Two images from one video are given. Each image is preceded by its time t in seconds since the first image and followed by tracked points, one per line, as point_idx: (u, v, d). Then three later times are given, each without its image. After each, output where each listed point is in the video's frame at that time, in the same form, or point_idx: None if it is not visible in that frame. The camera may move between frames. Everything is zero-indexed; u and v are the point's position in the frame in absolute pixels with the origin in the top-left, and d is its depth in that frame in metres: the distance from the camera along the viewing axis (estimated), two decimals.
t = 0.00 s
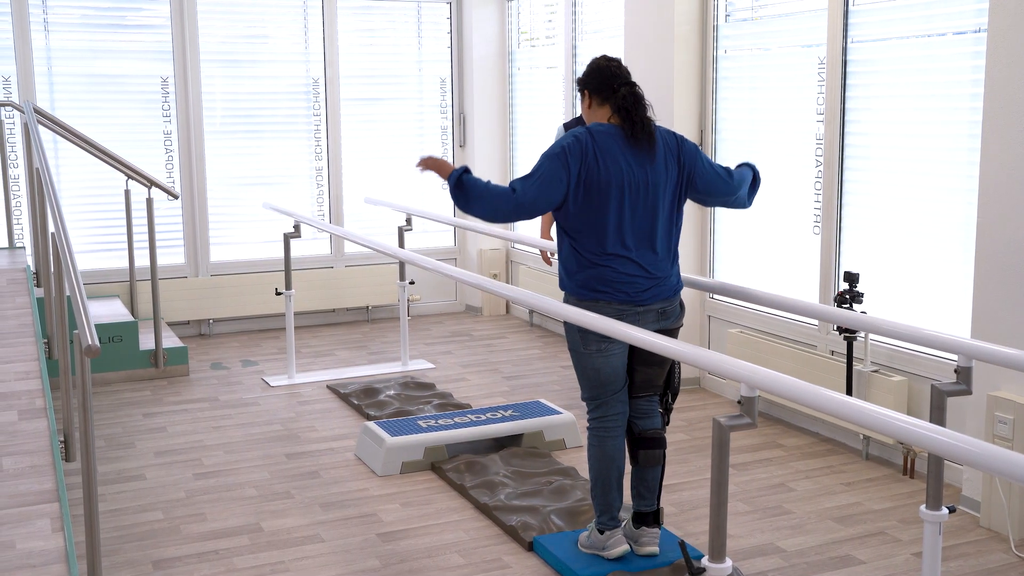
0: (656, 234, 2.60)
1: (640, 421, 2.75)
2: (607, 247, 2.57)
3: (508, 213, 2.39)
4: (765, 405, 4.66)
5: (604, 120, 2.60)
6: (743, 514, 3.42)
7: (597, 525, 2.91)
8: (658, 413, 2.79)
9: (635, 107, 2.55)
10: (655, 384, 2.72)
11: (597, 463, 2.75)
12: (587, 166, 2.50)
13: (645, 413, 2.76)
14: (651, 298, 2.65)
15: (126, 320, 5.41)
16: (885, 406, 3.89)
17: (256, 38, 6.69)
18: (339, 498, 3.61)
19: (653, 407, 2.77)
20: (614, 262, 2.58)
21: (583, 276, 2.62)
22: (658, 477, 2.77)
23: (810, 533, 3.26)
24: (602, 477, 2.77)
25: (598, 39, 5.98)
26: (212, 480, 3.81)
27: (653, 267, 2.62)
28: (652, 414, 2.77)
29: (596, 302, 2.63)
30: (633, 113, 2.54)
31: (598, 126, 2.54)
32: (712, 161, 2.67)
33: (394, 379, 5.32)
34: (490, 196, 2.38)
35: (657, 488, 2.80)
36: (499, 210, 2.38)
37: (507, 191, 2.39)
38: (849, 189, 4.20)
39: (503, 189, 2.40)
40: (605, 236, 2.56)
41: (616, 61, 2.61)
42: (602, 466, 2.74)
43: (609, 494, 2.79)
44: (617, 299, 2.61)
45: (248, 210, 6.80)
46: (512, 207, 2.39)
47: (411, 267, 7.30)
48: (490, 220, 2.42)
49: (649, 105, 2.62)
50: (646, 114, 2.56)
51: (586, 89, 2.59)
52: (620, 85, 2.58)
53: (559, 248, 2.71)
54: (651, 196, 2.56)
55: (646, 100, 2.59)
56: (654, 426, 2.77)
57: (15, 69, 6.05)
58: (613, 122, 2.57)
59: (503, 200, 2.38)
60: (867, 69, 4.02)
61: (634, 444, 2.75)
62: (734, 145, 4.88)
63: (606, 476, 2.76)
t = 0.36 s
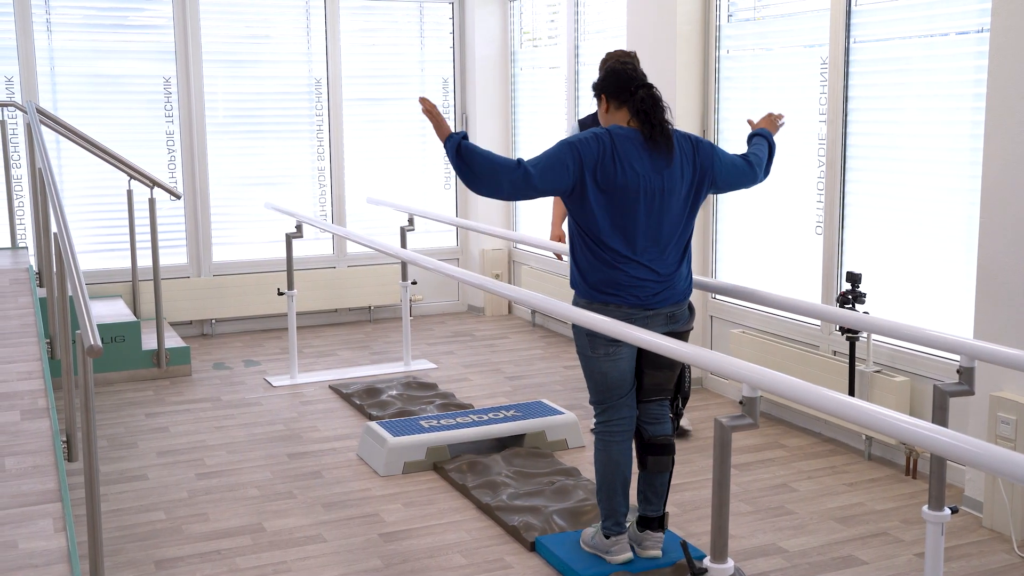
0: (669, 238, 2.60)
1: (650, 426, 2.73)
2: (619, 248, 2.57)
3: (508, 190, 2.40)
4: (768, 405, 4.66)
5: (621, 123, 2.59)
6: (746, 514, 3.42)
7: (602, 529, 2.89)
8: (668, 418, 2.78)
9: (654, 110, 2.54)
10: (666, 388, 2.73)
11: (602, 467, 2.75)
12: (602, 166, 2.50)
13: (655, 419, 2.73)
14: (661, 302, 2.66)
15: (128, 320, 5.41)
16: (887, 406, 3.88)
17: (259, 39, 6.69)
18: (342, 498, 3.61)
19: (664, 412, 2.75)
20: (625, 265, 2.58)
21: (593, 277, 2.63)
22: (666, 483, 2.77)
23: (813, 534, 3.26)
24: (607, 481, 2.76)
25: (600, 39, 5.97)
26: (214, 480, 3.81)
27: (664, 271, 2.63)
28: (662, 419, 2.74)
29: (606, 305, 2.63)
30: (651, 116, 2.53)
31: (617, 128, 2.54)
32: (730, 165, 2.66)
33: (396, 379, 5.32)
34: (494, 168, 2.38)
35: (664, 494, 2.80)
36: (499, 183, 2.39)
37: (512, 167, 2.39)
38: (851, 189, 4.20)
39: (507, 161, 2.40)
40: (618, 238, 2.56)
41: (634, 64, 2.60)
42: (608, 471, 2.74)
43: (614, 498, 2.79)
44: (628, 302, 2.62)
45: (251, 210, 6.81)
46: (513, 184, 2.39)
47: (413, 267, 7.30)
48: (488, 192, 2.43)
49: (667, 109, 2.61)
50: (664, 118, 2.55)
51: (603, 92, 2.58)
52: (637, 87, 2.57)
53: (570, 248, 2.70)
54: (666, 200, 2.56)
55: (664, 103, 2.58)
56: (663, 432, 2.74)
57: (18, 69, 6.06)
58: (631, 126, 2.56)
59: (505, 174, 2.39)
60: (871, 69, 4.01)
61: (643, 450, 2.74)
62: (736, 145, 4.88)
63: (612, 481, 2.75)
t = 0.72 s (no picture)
0: (675, 242, 2.60)
1: (654, 428, 2.73)
2: (624, 252, 2.57)
3: (518, 205, 2.43)
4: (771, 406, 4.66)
5: (628, 124, 2.58)
6: (748, 515, 3.42)
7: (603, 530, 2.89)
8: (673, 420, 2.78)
9: (660, 110, 2.54)
10: (670, 391, 2.73)
11: (605, 469, 2.76)
12: (608, 169, 2.51)
13: (659, 421, 2.73)
14: (667, 306, 2.66)
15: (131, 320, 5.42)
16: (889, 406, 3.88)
17: (261, 39, 6.69)
18: (344, 498, 3.61)
19: (668, 415, 2.74)
20: (631, 268, 2.59)
21: (599, 281, 2.63)
22: (669, 485, 2.76)
23: (815, 534, 3.25)
24: (609, 482, 2.76)
25: (602, 39, 5.97)
26: (216, 480, 3.81)
27: (670, 274, 2.63)
28: (666, 422, 2.74)
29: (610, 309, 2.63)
30: (657, 117, 2.53)
31: (624, 131, 2.54)
32: (737, 168, 2.66)
33: (398, 379, 5.32)
34: (503, 184, 2.41)
35: (667, 496, 2.80)
36: (510, 201, 2.42)
37: (521, 181, 2.42)
38: (854, 188, 4.20)
39: (517, 175, 2.42)
40: (623, 240, 2.57)
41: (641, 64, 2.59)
42: (610, 472, 2.75)
43: (617, 500, 2.79)
44: (632, 306, 2.62)
45: (253, 210, 6.81)
46: (524, 201, 2.42)
47: (415, 267, 7.31)
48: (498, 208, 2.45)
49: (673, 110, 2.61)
50: (670, 119, 2.55)
51: (610, 93, 2.58)
52: (643, 88, 2.56)
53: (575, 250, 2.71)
54: (673, 202, 2.56)
55: (670, 104, 2.58)
56: (667, 435, 2.73)
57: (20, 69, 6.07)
58: (637, 127, 2.56)
59: (515, 190, 2.41)
60: (873, 69, 4.01)
61: (647, 452, 2.73)
62: (738, 145, 4.87)
63: (614, 483, 2.76)
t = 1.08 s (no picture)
0: (675, 243, 2.60)
1: (655, 430, 2.73)
2: (624, 253, 2.58)
3: (516, 207, 2.42)
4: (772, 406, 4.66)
5: (627, 125, 2.58)
6: (749, 515, 3.42)
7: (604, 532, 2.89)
8: (675, 422, 2.77)
9: (659, 111, 2.54)
10: (672, 392, 2.71)
11: (606, 471, 2.76)
12: (607, 169, 2.51)
13: (660, 423, 2.73)
14: (667, 308, 2.66)
15: (133, 320, 5.43)
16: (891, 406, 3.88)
17: (263, 39, 6.70)
18: (346, 498, 3.62)
19: (669, 416, 2.74)
20: (629, 270, 2.59)
21: (599, 282, 2.63)
22: (671, 487, 2.77)
23: (817, 534, 3.25)
24: (611, 484, 2.77)
25: (605, 39, 5.96)
26: (218, 480, 3.82)
27: (669, 276, 2.63)
28: (667, 423, 2.74)
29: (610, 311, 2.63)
30: (656, 118, 2.54)
31: (623, 132, 2.54)
32: (738, 169, 2.66)
33: (400, 379, 5.33)
34: (502, 187, 2.40)
35: (668, 498, 2.81)
36: (508, 204, 2.41)
37: (519, 183, 2.41)
38: (856, 189, 4.19)
39: (515, 177, 2.41)
40: (623, 242, 2.57)
41: (640, 65, 2.59)
42: (611, 474, 2.75)
43: (618, 501, 2.79)
44: (632, 308, 2.62)
45: (255, 210, 6.81)
46: (521, 204, 2.41)
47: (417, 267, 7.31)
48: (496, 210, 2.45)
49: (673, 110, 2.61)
50: (669, 119, 2.55)
51: (609, 94, 2.58)
52: (642, 88, 2.56)
53: (576, 252, 2.71)
54: (673, 202, 2.55)
55: (670, 105, 2.58)
56: (669, 437, 2.74)
57: (23, 70, 6.08)
58: (636, 127, 2.56)
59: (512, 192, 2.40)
60: (876, 69, 4.00)
61: (648, 454, 2.72)
62: (739, 145, 4.88)
63: (615, 485, 2.76)
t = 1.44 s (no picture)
0: (673, 243, 2.60)
1: (656, 430, 2.73)
2: (622, 254, 2.57)
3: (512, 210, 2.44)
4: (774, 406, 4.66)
5: (623, 126, 2.59)
6: (751, 515, 3.42)
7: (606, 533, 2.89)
8: (675, 421, 2.78)
9: (655, 111, 2.54)
10: (671, 392, 2.72)
11: (608, 473, 2.75)
12: (603, 170, 2.51)
13: (660, 423, 2.73)
14: (666, 307, 2.67)
15: (135, 320, 5.43)
16: (894, 406, 3.88)
17: (266, 39, 6.70)
18: (348, 498, 3.62)
19: (669, 415, 2.75)
20: (627, 270, 2.59)
21: (597, 282, 2.63)
22: (672, 487, 2.78)
23: (819, 535, 3.25)
24: (612, 486, 2.77)
25: (607, 39, 5.96)
26: (220, 480, 3.82)
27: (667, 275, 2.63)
28: (667, 423, 2.74)
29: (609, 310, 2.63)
30: (652, 119, 2.53)
31: (618, 132, 2.54)
32: (734, 169, 2.66)
33: (403, 379, 5.33)
34: (497, 191, 2.42)
35: (668, 498, 2.83)
36: (504, 208, 2.43)
37: (515, 186, 2.42)
38: (858, 188, 4.19)
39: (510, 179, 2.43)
40: (620, 243, 2.56)
41: (636, 66, 2.59)
42: (613, 475, 2.75)
43: (620, 503, 2.79)
44: (631, 308, 2.62)
45: (257, 210, 6.82)
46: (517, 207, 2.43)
47: (420, 267, 7.31)
48: (492, 213, 2.47)
49: (669, 110, 2.61)
50: (665, 120, 2.55)
51: (606, 95, 2.59)
52: (639, 89, 2.57)
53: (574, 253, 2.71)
54: (670, 202, 2.55)
55: (666, 105, 2.58)
56: (669, 436, 2.75)
57: (25, 70, 6.08)
58: (631, 127, 2.56)
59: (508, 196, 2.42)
60: (878, 69, 4.00)
61: (649, 454, 2.73)
62: (741, 144, 4.87)
63: (616, 487, 2.76)
